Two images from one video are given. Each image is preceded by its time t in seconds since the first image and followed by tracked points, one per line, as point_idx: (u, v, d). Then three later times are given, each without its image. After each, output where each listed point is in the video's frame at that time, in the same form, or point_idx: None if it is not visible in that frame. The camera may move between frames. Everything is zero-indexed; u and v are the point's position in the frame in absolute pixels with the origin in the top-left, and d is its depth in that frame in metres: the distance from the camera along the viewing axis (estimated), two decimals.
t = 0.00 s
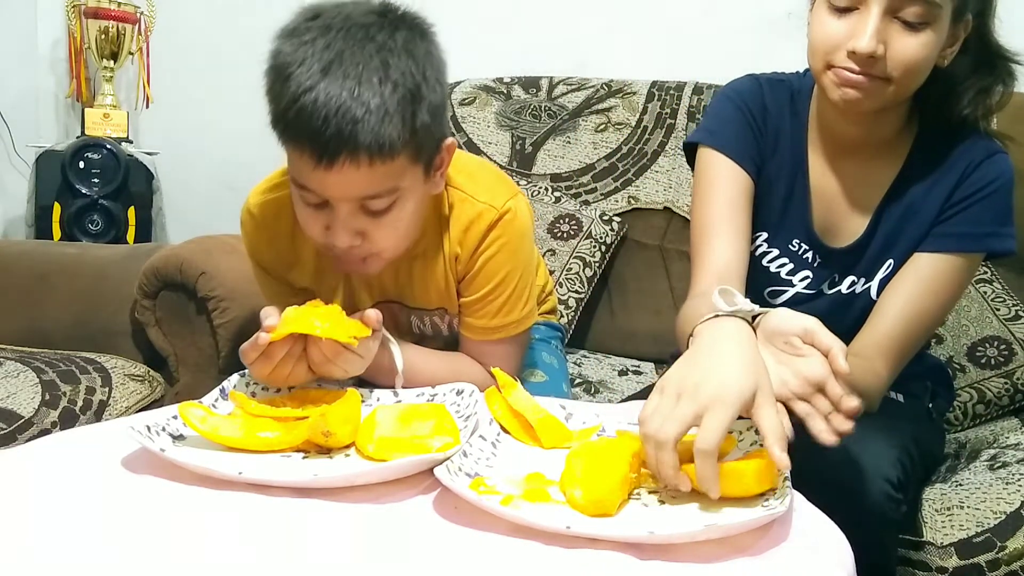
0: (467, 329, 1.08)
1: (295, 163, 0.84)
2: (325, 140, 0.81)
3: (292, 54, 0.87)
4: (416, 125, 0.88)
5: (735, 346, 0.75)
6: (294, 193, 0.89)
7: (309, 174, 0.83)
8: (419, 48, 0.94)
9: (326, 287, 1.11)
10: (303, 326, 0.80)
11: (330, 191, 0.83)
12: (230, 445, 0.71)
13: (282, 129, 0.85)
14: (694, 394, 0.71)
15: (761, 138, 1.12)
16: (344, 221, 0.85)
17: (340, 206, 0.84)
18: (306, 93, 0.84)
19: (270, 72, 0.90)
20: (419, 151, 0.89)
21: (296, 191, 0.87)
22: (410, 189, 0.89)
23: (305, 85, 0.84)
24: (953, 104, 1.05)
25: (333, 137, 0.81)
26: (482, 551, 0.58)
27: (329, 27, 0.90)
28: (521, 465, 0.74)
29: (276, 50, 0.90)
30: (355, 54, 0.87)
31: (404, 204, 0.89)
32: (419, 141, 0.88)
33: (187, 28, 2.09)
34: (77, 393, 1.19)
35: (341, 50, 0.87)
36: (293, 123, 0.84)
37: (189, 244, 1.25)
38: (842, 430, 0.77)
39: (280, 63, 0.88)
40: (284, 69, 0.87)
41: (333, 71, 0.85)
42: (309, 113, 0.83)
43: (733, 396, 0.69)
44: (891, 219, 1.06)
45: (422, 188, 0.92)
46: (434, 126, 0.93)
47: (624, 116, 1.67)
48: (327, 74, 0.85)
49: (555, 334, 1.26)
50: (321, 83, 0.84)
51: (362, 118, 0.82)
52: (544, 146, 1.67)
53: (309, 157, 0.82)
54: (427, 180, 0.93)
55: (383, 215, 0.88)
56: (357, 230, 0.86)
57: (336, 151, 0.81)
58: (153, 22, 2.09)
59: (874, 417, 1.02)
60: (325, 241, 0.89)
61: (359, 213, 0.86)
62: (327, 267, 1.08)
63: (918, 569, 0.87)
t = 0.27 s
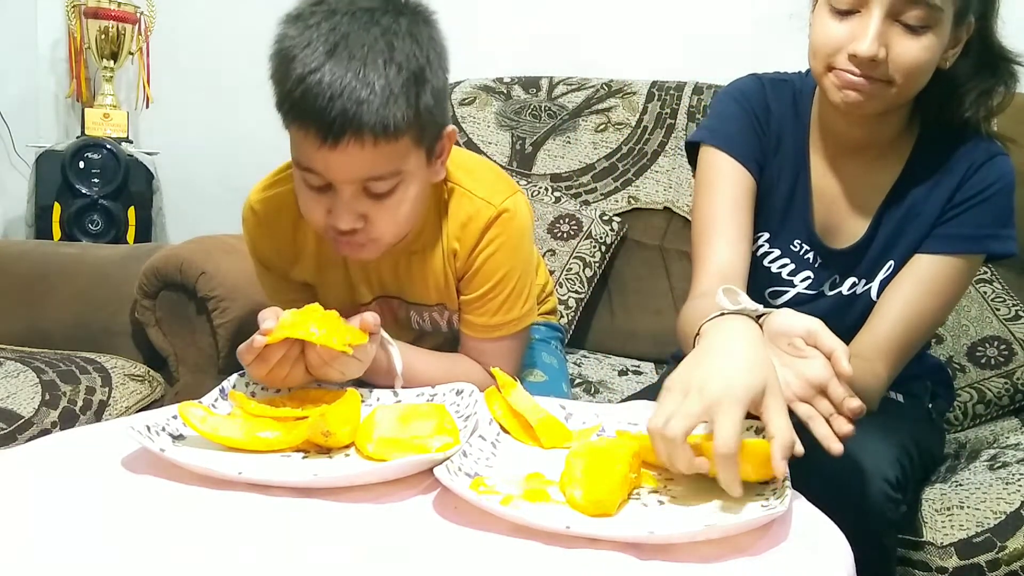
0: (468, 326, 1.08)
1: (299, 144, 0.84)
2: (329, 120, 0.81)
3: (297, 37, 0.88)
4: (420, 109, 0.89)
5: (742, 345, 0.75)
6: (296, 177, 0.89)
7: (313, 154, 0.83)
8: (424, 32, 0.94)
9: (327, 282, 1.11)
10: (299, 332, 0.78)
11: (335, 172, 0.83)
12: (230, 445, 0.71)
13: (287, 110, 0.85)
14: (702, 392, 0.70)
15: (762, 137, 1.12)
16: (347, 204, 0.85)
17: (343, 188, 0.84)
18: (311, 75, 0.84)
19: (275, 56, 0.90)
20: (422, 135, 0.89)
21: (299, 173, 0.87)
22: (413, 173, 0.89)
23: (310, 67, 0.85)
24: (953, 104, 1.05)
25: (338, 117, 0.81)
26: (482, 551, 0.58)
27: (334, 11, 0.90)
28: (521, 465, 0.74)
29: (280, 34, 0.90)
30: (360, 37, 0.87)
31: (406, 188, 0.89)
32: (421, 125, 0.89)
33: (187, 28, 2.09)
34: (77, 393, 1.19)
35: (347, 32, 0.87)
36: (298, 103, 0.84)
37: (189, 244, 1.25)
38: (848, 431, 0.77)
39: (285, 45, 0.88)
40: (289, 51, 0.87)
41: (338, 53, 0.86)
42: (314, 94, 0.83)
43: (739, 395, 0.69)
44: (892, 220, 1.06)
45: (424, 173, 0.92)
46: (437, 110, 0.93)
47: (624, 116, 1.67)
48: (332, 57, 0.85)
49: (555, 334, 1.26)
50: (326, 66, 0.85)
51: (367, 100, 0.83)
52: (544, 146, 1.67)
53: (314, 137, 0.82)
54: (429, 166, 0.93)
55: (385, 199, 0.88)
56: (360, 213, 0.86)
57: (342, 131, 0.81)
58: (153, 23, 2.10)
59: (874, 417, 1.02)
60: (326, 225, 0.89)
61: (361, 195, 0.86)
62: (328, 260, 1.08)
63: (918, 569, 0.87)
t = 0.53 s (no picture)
0: (468, 326, 1.08)
1: (300, 137, 0.84)
2: (330, 110, 0.81)
3: (297, 29, 0.88)
4: (420, 100, 0.89)
5: (739, 344, 0.76)
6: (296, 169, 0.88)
7: (314, 144, 0.83)
8: (424, 25, 0.94)
9: (327, 281, 1.11)
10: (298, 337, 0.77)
11: (335, 166, 0.83)
12: (230, 445, 0.71)
13: (288, 101, 0.85)
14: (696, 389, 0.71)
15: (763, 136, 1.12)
16: (347, 195, 0.84)
17: (343, 179, 0.84)
18: (312, 66, 0.84)
19: (275, 48, 0.90)
20: (422, 127, 0.89)
21: (299, 165, 0.87)
22: (414, 164, 0.89)
23: (310, 58, 0.85)
24: (953, 104, 1.05)
25: (340, 107, 0.81)
26: (482, 551, 0.58)
27: (335, 3, 0.90)
28: (521, 465, 0.74)
29: (281, 27, 0.91)
30: (361, 29, 0.87)
31: (407, 180, 0.88)
32: (422, 116, 0.89)
33: (187, 28, 2.09)
34: (77, 393, 1.20)
35: (347, 24, 0.87)
36: (299, 94, 0.84)
37: (189, 244, 1.25)
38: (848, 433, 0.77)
39: (286, 38, 0.89)
40: (289, 43, 0.87)
41: (339, 45, 0.86)
42: (315, 84, 0.83)
43: (738, 400, 0.70)
44: (890, 220, 1.06)
45: (424, 166, 0.92)
46: (436, 103, 0.93)
47: (624, 116, 1.67)
48: (333, 48, 0.86)
49: (555, 334, 1.26)
50: (327, 57, 0.85)
51: (367, 93, 0.83)
52: (544, 146, 1.67)
53: (315, 130, 0.82)
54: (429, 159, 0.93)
55: (385, 191, 0.88)
56: (361, 206, 0.86)
57: (344, 124, 0.81)
58: (153, 23, 2.10)
59: (874, 418, 1.02)
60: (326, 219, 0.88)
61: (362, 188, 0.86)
62: (328, 258, 1.08)
63: (917, 568, 0.87)
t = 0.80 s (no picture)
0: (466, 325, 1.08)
1: (319, 99, 0.84)
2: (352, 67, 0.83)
3: None
4: (432, 67, 0.92)
5: (734, 336, 0.76)
6: (306, 136, 0.88)
7: (334, 104, 0.84)
8: None
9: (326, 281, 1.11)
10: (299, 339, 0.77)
11: (357, 125, 0.84)
12: (231, 445, 0.71)
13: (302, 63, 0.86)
14: (699, 378, 0.71)
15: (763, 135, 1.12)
16: (365, 156, 0.86)
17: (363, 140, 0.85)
18: (328, 28, 0.86)
19: (283, 17, 0.91)
20: (433, 95, 0.92)
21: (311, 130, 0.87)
22: (425, 131, 0.91)
23: (325, 22, 0.86)
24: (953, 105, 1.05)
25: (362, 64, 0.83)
26: (483, 551, 0.58)
27: None
28: (521, 465, 0.74)
29: None
30: None
31: (421, 145, 0.91)
32: (432, 84, 0.92)
33: (187, 29, 2.09)
34: (77, 393, 1.20)
35: None
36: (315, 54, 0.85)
37: (189, 244, 1.25)
38: (840, 424, 0.79)
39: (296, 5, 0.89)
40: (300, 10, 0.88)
41: (353, 10, 0.88)
42: (333, 44, 0.84)
43: (734, 394, 0.70)
44: (887, 219, 1.06)
45: (433, 136, 0.94)
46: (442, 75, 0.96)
47: (624, 116, 1.67)
48: (348, 13, 0.87)
49: (555, 334, 1.26)
50: (343, 20, 0.86)
51: (388, 53, 0.85)
52: (544, 146, 1.67)
53: (338, 89, 0.83)
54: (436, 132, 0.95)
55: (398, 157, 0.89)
56: (380, 167, 0.87)
57: (367, 80, 0.83)
58: (153, 23, 2.09)
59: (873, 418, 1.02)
60: (342, 187, 0.88)
61: (379, 150, 0.87)
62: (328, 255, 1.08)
63: (916, 568, 0.87)
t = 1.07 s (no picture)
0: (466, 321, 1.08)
1: (325, 52, 0.89)
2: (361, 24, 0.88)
3: None
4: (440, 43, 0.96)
5: (727, 325, 0.77)
6: (309, 98, 0.91)
7: (341, 58, 0.88)
8: None
9: (327, 275, 1.11)
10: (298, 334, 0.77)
11: (358, 77, 0.87)
12: (231, 445, 0.71)
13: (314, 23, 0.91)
14: (700, 369, 0.71)
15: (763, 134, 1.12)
16: (367, 114, 0.88)
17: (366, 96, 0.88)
18: None
19: None
20: (438, 70, 0.96)
21: (314, 91, 0.90)
22: (428, 102, 0.94)
23: None
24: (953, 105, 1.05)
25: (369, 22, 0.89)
26: (483, 551, 0.58)
27: None
28: (521, 465, 0.74)
29: None
30: None
31: (423, 114, 0.93)
32: (438, 59, 0.96)
33: (187, 29, 2.09)
34: (77, 393, 1.19)
35: None
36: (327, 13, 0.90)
37: (189, 244, 1.25)
38: (841, 409, 0.80)
39: None
40: None
41: None
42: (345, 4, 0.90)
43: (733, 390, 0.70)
44: (886, 220, 1.06)
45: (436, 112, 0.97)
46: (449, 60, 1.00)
47: (624, 116, 1.67)
48: None
49: (555, 334, 1.26)
50: None
51: (396, 15, 0.91)
52: (544, 146, 1.67)
53: (344, 41, 0.88)
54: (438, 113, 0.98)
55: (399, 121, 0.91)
56: (377, 126, 0.89)
57: (373, 36, 0.88)
58: (153, 23, 2.09)
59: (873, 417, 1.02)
60: (336, 145, 0.89)
61: (378, 109, 0.90)
62: (329, 250, 1.08)
63: (915, 568, 0.87)
